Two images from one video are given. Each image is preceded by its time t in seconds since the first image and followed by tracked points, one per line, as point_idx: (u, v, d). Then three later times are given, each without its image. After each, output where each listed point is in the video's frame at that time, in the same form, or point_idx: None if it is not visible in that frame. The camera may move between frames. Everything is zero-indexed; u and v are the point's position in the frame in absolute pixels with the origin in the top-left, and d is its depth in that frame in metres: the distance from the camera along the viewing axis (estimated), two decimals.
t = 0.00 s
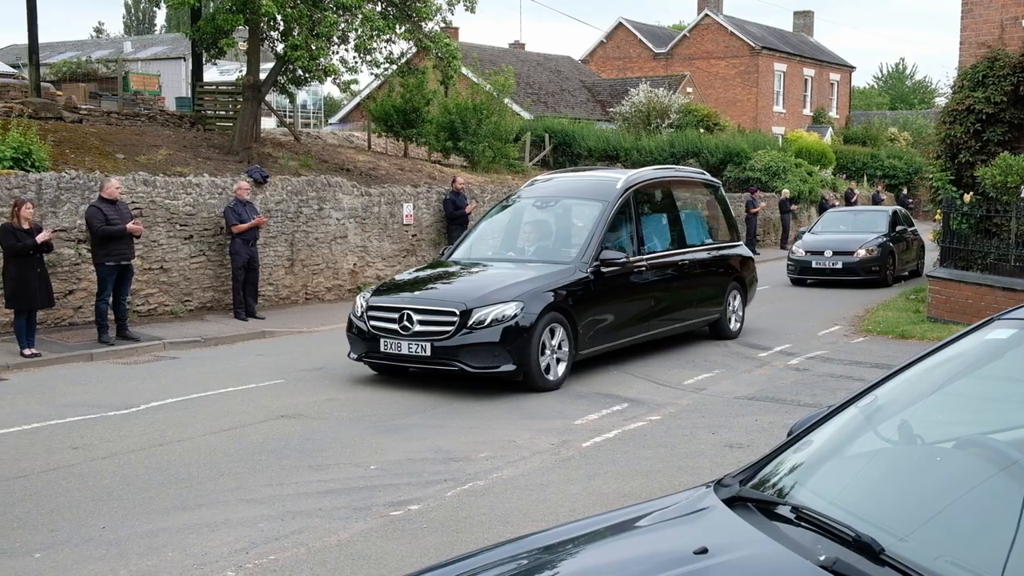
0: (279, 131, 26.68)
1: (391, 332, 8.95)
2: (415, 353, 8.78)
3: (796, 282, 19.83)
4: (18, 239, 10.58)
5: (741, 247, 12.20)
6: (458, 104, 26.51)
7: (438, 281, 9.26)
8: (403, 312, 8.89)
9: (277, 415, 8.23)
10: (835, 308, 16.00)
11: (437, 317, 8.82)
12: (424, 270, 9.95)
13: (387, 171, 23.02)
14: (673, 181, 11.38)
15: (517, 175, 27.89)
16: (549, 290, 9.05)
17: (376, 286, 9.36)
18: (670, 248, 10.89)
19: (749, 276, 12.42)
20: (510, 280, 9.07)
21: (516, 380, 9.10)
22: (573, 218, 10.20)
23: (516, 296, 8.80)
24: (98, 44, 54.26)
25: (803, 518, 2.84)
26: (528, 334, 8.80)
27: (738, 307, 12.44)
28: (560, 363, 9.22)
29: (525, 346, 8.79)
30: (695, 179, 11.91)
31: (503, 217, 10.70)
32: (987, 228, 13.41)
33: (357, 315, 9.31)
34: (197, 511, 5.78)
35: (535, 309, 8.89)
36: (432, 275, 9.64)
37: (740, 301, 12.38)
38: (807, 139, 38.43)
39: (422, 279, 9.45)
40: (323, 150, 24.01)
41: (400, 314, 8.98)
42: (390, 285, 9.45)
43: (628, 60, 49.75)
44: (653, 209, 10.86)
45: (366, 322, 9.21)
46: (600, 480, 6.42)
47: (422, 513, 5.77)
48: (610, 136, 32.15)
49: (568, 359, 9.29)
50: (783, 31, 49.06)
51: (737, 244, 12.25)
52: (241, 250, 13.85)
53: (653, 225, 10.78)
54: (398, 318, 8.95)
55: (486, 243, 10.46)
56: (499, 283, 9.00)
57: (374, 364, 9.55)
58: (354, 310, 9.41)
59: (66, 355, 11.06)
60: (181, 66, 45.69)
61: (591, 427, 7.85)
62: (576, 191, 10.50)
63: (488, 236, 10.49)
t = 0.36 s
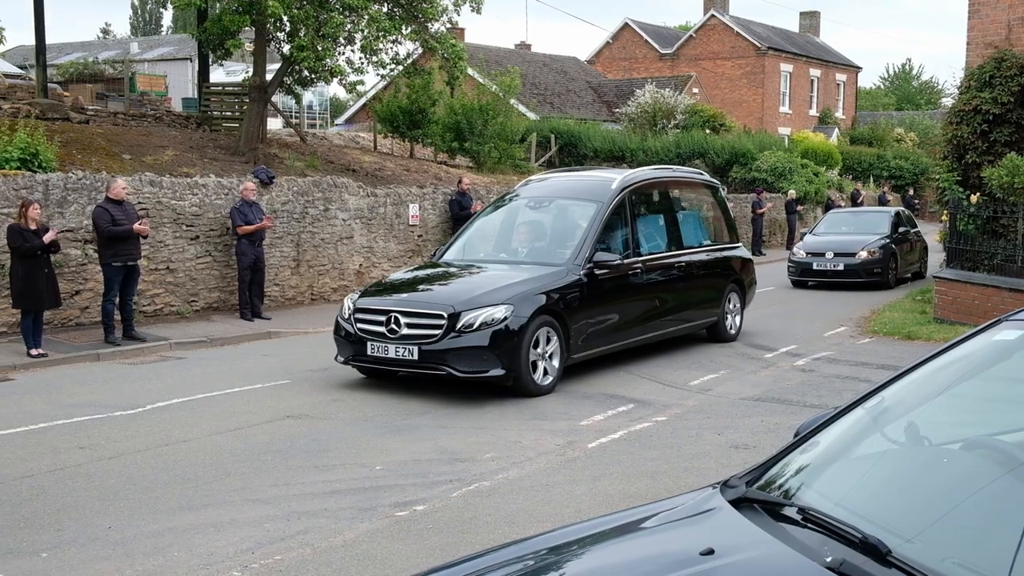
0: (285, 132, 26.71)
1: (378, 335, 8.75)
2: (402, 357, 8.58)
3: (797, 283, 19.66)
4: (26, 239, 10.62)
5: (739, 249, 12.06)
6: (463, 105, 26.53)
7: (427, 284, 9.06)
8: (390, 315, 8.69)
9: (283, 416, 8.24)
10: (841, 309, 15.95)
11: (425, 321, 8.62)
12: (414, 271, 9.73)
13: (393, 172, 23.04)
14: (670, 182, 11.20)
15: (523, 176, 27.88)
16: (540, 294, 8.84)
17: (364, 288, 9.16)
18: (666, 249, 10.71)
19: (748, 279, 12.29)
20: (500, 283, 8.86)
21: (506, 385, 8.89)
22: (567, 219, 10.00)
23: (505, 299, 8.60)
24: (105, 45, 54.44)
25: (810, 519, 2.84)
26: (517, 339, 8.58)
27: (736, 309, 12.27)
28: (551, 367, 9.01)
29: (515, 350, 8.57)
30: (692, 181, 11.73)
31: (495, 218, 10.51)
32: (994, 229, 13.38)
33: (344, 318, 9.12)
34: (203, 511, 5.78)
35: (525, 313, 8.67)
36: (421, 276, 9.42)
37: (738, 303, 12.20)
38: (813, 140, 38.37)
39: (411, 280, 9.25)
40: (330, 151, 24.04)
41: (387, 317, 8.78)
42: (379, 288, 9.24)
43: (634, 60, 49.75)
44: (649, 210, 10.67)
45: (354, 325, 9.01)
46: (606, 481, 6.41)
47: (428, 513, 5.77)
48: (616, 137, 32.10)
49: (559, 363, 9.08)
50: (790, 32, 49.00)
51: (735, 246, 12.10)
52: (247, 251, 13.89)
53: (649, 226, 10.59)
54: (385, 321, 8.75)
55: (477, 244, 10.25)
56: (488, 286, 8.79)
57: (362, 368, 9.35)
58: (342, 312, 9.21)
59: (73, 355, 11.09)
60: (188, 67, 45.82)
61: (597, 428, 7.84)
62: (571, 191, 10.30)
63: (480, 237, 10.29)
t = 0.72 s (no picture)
0: (287, 131, 26.72)
1: (361, 337, 8.51)
2: (386, 359, 8.33)
3: (795, 284, 19.56)
4: (30, 238, 10.62)
5: (735, 249, 11.91)
6: (467, 103, 26.54)
7: (413, 284, 8.83)
8: (374, 316, 8.44)
9: (286, 414, 8.24)
10: (843, 308, 15.91)
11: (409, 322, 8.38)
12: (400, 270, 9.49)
13: (396, 171, 23.05)
14: (663, 181, 10.99)
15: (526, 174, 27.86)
16: (527, 295, 8.60)
17: (349, 288, 8.92)
18: (658, 248, 10.52)
19: (744, 279, 12.13)
20: (487, 284, 8.62)
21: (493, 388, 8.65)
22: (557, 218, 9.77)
23: (492, 300, 8.36)
24: (109, 43, 54.45)
25: (814, 517, 2.83)
26: (504, 341, 8.34)
27: (731, 310, 12.11)
28: (539, 370, 8.78)
29: (501, 352, 8.33)
30: (687, 180, 11.52)
31: (486, 216, 10.25)
32: (998, 228, 13.37)
33: (328, 319, 8.88)
34: (207, 509, 5.79)
35: (512, 315, 8.43)
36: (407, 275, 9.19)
37: (733, 305, 12.05)
38: (817, 138, 38.33)
39: (399, 278, 9.02)
40: (333, 149, 24.06)
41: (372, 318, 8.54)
42: (363, 288, 9.00)
43: (637, 59, 49.71)
44: (641, 208, 10.46)
45: (338, 326, 8.78)
46: (609, 479, 6.41)
47: (432, 511, 5.77)
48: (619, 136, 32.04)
49: (547, 366, 8.85)
50: (793, 31, 48.96)
51: (731, 246, 11.94)
52: (250, 249, 13.90)
53: (641, 225, 10.40)
54: (369, 322, 8.51)
55: (466, 242, 10.01)
56: (475, 286, 8.56)
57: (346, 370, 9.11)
58: (326, 312, 8.97)
59: (76, 353, 11.10)
60: (191, 66, 45.86)
61: (600, 426, 7.84)
62: (562, 189, 10.07)
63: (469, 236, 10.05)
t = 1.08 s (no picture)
0: (295, 132, 26.77)
1: (347, 342, 8.33)
2: (372, 365, 8.15)
3: (797, 286, 19.49)
4: (39, 239, 10.67)
5: (734, 251, 11.80)
6: (474, 104, 26.55)
7: (402, 287, 8.65)
8: (360, 322, 8.26)
9: (294, 415, 8.25)
10: (852, 309, 15.85)
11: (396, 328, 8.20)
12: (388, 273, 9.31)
13: (403, 172, 23.08)
14: (659, 182, 10.83)
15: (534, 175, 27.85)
16: (517, 300, 8.42)
17: (335, 292, 8.74)
18: (654, 250, 10.35)
19: (743, 281, 11.94)
20: (476, 288, 8.43)
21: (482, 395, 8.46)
22: (550, 220, 9.60)
23: (480, 304, 8.17)
24: (117, 45, 54.60)
25: (822, 518, 2.82)
26: (493, 347, 8.15)
27: (730, 312, 11.90)
28: (530, 376, 8.59)
29: (490, 358, 8.15)
30: (685, 181, 11.37)
31: (479, 217, 10.08)
32: (1006, 228, 13.33)
33: (314, 324, 8.70)
34: (215, 510, 5.80)
35: (502, 319, 8.24)
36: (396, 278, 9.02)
37: (733, 307, 11.85)
38: (824, 138, 38.25)
39: (390, 282, 8.85)
40: (340, 150, 24.10)
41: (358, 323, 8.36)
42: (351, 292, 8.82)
43: (645, 60, 49.70)
44: (637, 210, 10.30)
45: (324, 332, 8.60)
46: (617, 480, 6.41)
47: (439, 512, 5.77)
48: (626, 136, 31.97)
49: (538, 372, 8.65)
50: (800, 31, 48.88)
51: (731, 248, 11.82)
52: (258, 250, 13.91)
53: (637, 227, 10.24)
54: (355, 327, 8.32)
55: (457, 244, 9.84)
56: (463, 290, 8.37)
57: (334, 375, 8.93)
58: (312, 317, 8.79)
59: (85, 354, 11.13)
60: (199, 67, 46.01)
61: (608, 427, 7.84)
62: (556, 191, 9.91)
63: (460, 237, 9.88)
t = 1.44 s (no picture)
0: (302, 132, 26.82)
1: (326, 348, 8.07)
2: (351, 372, 7.89)
3: (798, 288, 19.43)
4: (47, 240, 10.70)
5: (731, 253, 11.67)
6: (480, 105, 26.54)
7: (384, 292, 8.38)
8: (339, 327, 8.00)
9: (298, 415, 8.24)
10: (858, 311, 15.80)
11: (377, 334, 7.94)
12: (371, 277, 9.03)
13: (410, 172, 23.12)
14: (653, 184, 10.61)
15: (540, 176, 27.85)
16: (502, 305, 8.13)
17: (316, 296, 8.48)
18: (647, 254, 10.13)
19: (739, 284, 11.72)
20: (459, 293, 8.16)
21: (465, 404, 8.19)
22: (539, 222, 9.34)
23: (463, 310, 7.89)
24: (125, 46, 54.76)
25: (828, 520, 2.81)
26: (476, 355, 7.88)
27: (726, 316, 11.65)
28: (515, 384, 8.31)
29: (473, 366, 7.88)
30: (679, 184, 11.15)
31: (465, 219, 9.78)
32: (1013, 230, 13.30)
33: (293, 329, 8.44)
34: (221, 510, 5.80)
35: (486, 326, 7.97)
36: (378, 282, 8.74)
37: (728, 311, 11.60)
38: (831, 140, 38.18)
39: (372, 286, 8.59)
40: (347, 151, 24.14)
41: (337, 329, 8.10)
42: (332, 296, 8.56)
43: (651, 61, 49.65)
44: (629, 212, 10.07)
45: (303, 337, 8.34)
46: (623, 481, 6.40)
47: (445, 513, 5.77)
48: (633, 137, 31.89)
49: (524, 380, 8.37)
50: (807, 32, 48.82)
51: (728, 250, 11.67)
52: (264, 251, 13.93)
53: (630, 230, 10.04)
54: (334, 333, 8.06)
55: (442, 246, 9.55)
56: (446, 295, 8.10)
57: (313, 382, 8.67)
58: (291, 322, 8.53)
59: (91, 354, 11.15)
60: (206, 68, 46.13)
61: (614, 429, 7.82)
62: (545, 193, 9.66)
63: (446, 239, 9.60)
